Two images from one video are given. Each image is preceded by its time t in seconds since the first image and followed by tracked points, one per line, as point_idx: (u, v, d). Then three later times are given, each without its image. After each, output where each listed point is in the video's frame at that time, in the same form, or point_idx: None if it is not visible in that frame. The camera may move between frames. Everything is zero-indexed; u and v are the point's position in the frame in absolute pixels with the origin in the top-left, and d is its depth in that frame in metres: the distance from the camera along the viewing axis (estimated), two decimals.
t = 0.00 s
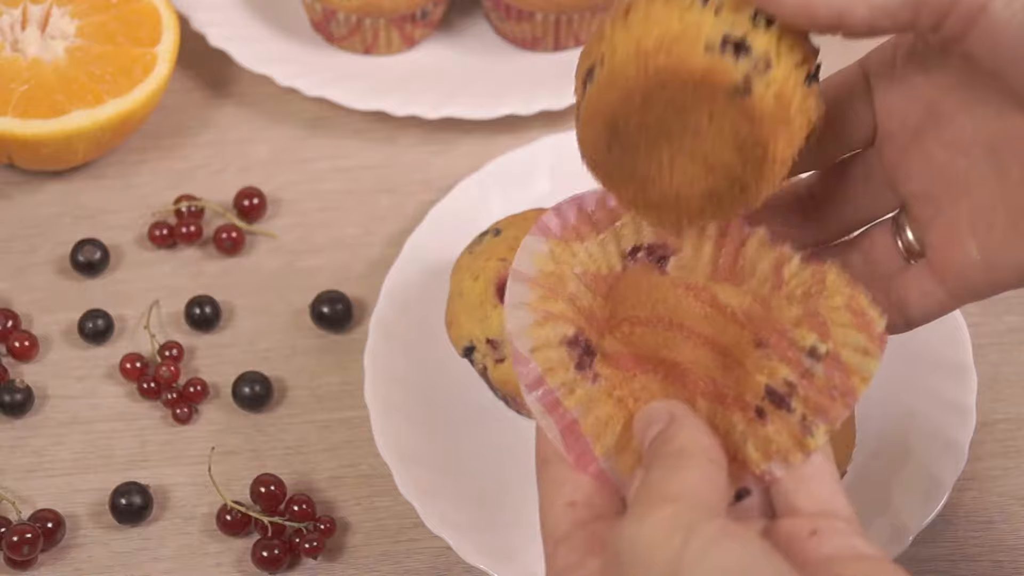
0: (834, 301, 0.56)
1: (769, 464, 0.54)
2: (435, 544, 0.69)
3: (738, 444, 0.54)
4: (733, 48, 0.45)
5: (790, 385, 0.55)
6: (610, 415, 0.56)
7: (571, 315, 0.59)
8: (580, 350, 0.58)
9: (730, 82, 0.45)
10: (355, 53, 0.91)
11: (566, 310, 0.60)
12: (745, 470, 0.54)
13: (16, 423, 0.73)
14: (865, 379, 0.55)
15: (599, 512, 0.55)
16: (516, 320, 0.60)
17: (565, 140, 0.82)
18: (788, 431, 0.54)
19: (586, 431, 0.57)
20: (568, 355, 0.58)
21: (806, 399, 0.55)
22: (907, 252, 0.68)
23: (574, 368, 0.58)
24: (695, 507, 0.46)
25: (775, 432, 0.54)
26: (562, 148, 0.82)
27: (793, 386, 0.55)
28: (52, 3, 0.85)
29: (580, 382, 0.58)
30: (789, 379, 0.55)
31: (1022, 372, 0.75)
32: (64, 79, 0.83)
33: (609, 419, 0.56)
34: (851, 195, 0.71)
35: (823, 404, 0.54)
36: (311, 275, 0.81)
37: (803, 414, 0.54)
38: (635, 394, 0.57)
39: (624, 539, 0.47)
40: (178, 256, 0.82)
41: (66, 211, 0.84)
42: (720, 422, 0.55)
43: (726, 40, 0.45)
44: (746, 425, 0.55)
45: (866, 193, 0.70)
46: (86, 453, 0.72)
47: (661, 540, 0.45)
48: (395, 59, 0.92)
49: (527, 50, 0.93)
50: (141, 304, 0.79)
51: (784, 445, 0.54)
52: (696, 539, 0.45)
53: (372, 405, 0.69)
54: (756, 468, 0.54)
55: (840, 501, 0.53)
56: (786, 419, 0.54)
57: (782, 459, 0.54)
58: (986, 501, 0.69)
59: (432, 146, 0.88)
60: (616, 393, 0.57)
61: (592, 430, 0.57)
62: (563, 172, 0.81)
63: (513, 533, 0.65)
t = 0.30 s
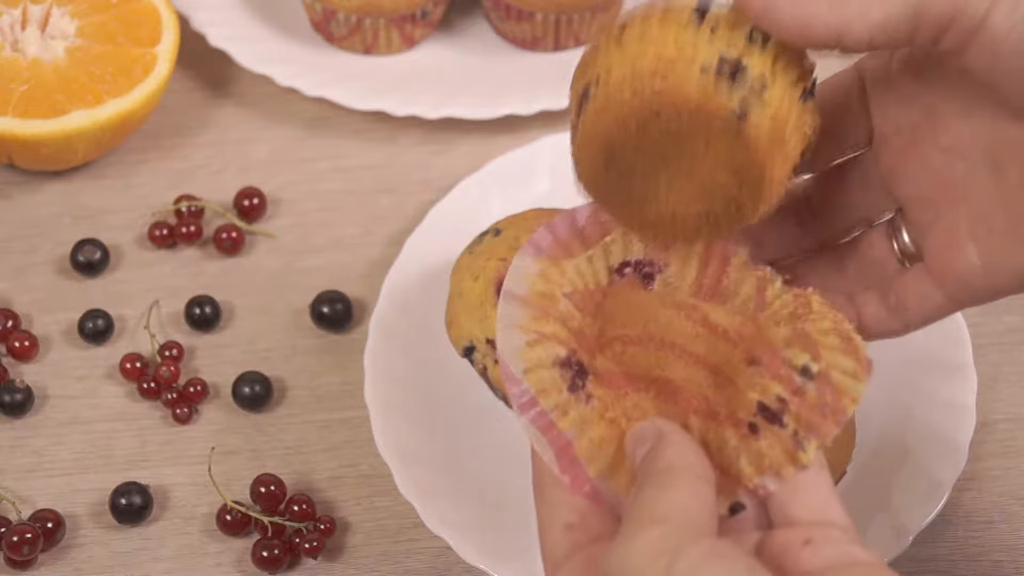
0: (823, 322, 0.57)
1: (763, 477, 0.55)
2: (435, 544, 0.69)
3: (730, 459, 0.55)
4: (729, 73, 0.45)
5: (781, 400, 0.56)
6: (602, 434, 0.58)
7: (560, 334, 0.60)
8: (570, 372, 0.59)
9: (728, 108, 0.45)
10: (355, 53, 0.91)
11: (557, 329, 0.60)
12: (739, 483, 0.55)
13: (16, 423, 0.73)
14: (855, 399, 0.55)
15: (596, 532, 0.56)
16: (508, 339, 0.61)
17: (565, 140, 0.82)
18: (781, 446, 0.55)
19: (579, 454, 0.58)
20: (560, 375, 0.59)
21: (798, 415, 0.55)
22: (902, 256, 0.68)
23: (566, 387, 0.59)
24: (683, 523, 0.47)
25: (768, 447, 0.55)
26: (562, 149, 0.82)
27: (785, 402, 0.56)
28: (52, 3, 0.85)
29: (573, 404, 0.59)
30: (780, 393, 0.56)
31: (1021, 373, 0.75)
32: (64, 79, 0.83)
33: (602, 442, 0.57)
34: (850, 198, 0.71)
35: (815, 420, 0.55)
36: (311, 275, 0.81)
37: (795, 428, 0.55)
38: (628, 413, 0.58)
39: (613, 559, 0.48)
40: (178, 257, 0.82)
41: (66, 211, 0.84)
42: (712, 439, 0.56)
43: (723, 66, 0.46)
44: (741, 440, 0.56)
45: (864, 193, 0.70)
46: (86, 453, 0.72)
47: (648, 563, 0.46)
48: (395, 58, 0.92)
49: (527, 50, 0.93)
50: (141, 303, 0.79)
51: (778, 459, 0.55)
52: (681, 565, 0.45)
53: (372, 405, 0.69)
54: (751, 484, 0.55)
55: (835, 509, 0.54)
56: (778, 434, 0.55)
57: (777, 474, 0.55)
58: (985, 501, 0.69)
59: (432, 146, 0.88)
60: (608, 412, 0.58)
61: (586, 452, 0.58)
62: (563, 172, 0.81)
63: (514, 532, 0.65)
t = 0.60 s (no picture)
0: (816, 296, 0.55)
1: (767, 455, 0.56)
2: (435, 544, 0.69)
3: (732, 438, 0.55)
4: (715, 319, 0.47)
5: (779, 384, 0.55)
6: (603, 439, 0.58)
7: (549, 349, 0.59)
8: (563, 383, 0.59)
9: (706, 351, 0.50)
10: (355, 53, 0.91)
11: (546, 346, 0.59)
12: (745, 465, 0.56)
13: (17, 422, 0.73)
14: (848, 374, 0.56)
15: (607, 527, 0.59)
16: (501, 366, 0.61)
17: (565, 140, 0.82)
18: (782, 423, 0.55)
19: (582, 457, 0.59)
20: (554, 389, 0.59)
21: (797, 393, 0.55)
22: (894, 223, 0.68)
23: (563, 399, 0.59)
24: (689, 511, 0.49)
25: (770, 425, 0.55)
26: (562, 149, 0.82)
27: (784, 382, 0.55)
28: (52, 3, 0.85)
29: (572, 412, 0.58)
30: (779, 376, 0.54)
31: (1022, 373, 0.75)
32: (64, 79, 0.83)
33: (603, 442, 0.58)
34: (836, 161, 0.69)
35: (814, 396, 0.55)
36: (311, 275, 0.81)
37: (796, 407, 0.55)
38: (629, 413, 0.57)
39: (625, 550, 0.50)
40: (178, 257, 0.82)
41: (67, 211, 0.84)
42: (713, 425, 0.56)
43: (710, 318, 0.47)
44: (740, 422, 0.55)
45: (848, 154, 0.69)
46: (86, 453, 0.72)
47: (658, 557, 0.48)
48: (394, 59, 0.92)
49: (527, 50, 0.93)
50: (141, 303, 0.79)
51: (780, 437, 0.55)
52: (691, 559, 0.47)
53: (371, 405, 0.69)
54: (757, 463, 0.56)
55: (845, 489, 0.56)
56: (779, 413, 0.55)
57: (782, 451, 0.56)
58: (986, 501, 0.69)
59: (432, 146, 0.88)
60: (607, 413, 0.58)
61: (590, 452, 0.58)
62: (563, 173, 0.81)
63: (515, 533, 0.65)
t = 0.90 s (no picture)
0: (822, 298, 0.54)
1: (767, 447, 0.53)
2: (435, 544, 0.69)
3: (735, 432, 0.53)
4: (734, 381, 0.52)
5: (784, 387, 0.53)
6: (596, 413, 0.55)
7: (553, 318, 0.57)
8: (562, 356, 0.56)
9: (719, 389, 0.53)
10: (355, 53, 0.91)
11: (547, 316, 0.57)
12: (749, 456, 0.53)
13: (16, 422, 0.73)
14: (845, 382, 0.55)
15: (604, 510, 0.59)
16: (502, 330, 0.59)
17: (565, 140, 0.82)
18: (786, 423, 0.53)
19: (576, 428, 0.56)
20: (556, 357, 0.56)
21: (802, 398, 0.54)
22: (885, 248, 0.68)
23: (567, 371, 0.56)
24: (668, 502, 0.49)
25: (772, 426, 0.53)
26: (562, 149, 0.82)
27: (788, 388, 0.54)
28: (52, 3, 0.86)
29: (571, 387, 0.56)
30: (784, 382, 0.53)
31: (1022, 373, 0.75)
32: (64, 79, 0.83)
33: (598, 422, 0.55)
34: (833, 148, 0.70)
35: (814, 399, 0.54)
36: (311, 275, 0.81)
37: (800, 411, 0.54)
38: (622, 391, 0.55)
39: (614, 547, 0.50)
40: (178, 257, 0.82)
41: (67, 211, 0.84)
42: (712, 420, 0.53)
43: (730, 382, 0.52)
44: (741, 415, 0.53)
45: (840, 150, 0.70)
46: (86, 453, 0.72)
47: (650, 550, 0.48)
48: (394, 59, 0.92)
49: (527, 50, 0.93)
50: (141, 303, 0.79)
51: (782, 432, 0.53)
52: (686, 551, 0.47)
53: (372, 405, 0.69)
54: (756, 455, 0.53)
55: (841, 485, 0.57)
56: (783, 415, 0.53)
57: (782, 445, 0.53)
58: (986, 501, 0.69)
59: (432, 146, 0.88)
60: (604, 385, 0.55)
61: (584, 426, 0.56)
62: (562, 173, 0.81)
63: (514, 532, 0.65)
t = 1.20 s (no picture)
0: (819, 311, 0.56)
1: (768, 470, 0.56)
2: (435, 544, 0.69)
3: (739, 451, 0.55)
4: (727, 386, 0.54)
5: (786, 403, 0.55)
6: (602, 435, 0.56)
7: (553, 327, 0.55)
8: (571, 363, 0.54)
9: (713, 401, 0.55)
10: (355, 53, 0.91)
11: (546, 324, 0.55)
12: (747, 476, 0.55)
13: (16, 423, 0.73)
14: (850, 396, 0.56)
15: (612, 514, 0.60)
16: (502, 338, 0.58)
17: (565, 140, 0.82)
18: (788, 442, 0.56)
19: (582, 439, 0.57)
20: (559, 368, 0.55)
21: (803, 415, 0.56)
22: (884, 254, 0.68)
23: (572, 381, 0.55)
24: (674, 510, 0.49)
25: (774, 442, 0.55)
26: (562, 149, 0.82)
27: (791, 403, 0.55)
28: (52, 3, 0.86)
29: (573, 394, 0.56)
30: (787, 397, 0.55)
31: (1022, 373, 0.75)
32: (64, 79, 0.83)
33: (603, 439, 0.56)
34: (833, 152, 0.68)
35: (819, 420, 0.56)
36: (311, 275, 0.81)
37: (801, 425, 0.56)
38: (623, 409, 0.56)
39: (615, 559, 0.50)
40: (178, 257, 0.82)
41: (67, 211, 0.84)
42: (718, 435, 0.55)
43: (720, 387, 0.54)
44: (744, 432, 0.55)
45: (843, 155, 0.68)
46: (86, 453, 0.72)
47: (649, 566, 0.48)
48: (394, 59, 0.92)
49: (527, 50, 0.93)
50: (141, 303, 0.79)
51: (783, 455, 0.56)
52: (686, 567, 0.47)
53: (372, 405, 0.69)
54: (758, 476, 0.55)
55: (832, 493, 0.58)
56: (785, 430, 0.55)
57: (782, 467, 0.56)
58: (986, 501, 0.69)
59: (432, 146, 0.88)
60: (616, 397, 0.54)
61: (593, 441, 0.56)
62: (562, 172, 0.81)
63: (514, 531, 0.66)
